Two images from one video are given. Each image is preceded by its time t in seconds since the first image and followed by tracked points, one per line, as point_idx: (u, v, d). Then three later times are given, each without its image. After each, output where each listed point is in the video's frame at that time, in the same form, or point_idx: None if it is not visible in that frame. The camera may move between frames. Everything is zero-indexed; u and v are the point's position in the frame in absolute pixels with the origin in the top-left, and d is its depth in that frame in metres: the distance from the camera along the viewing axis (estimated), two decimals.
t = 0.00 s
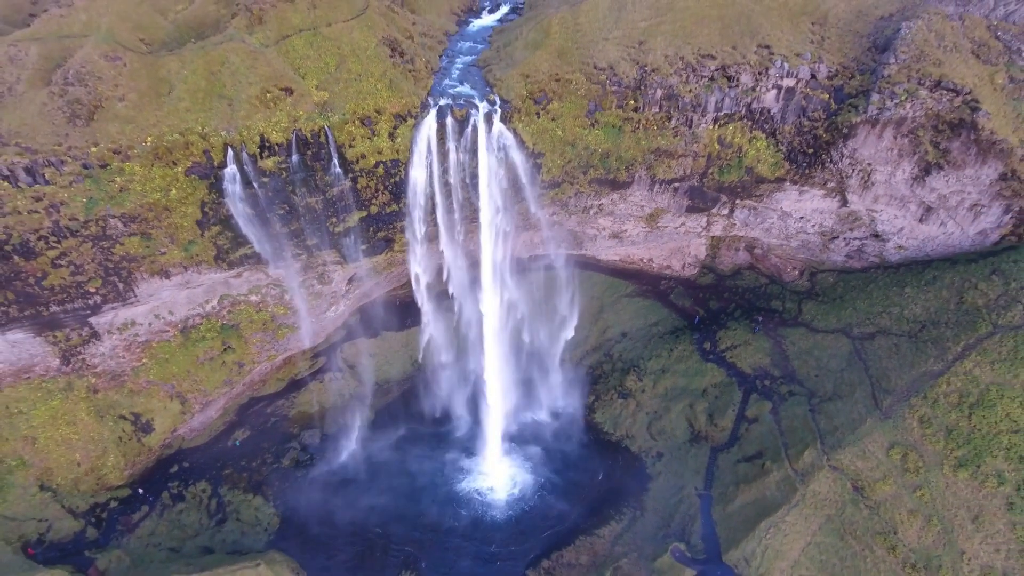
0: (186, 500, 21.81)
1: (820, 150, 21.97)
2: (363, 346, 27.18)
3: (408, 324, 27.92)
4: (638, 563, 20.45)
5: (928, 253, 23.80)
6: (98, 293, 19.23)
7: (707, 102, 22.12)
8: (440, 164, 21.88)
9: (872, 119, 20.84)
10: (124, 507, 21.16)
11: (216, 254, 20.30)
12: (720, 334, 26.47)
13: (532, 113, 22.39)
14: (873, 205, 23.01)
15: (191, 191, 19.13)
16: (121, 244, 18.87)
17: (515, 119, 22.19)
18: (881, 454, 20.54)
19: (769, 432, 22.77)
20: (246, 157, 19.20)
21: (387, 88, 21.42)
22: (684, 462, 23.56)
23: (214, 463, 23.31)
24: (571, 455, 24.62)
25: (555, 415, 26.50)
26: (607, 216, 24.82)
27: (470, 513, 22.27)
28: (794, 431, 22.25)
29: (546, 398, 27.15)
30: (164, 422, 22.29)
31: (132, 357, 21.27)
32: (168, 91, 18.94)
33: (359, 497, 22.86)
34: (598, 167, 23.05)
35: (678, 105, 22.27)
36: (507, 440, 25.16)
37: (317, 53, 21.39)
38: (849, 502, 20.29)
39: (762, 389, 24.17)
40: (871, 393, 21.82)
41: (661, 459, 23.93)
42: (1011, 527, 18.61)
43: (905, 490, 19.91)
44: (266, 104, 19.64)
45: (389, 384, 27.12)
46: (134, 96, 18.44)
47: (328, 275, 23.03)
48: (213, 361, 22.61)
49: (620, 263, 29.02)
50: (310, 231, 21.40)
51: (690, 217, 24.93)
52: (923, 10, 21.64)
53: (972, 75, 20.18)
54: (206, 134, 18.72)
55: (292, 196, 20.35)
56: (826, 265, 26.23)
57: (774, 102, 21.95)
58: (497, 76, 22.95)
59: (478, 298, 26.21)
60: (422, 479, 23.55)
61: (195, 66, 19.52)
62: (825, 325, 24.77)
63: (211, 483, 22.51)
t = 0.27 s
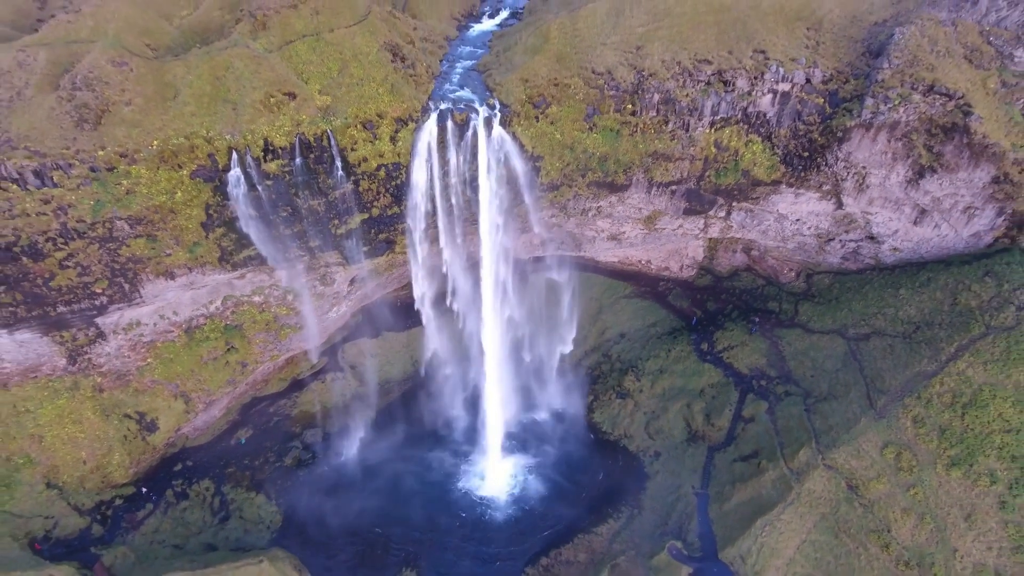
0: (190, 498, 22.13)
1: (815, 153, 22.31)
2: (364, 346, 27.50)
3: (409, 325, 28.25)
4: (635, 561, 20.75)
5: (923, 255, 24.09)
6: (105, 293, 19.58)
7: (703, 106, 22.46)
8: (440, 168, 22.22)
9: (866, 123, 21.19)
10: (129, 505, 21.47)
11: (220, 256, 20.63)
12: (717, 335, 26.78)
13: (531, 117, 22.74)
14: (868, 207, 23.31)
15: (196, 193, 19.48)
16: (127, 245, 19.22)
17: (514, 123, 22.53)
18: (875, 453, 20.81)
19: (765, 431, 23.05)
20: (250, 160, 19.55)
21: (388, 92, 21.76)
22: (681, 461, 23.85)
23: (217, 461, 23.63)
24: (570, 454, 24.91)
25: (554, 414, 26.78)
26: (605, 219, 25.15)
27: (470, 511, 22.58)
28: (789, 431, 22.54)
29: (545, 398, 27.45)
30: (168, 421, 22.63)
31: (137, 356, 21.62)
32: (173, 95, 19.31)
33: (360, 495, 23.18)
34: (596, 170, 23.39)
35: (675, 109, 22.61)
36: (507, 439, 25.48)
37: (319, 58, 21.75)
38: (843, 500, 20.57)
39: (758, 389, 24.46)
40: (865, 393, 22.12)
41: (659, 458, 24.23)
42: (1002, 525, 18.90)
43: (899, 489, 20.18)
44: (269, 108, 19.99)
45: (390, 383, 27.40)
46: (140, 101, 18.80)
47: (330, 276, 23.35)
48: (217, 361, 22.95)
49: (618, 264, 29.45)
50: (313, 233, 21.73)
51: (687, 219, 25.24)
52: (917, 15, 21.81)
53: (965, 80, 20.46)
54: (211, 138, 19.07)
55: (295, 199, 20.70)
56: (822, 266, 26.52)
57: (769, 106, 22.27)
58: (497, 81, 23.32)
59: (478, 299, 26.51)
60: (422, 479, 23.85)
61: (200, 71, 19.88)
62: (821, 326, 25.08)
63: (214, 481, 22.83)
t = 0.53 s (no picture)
0: (194, 496, 22.45)
1: (810, 157, 22.62)
2: (365, 347, 27.81)
3: (409, 325, 28.56)
4: (633, 559, 21.02)
5: (918, 257, 24.35)
6: (111, 294, 19.91)
7: (700, 110, 22.79)
8: (441, 171, 22.55)
9: (860, 127, 21.53)
10: (134, 502, 21.79)
11: (224, 257, 20.96)
12: (714, 336, 27.08)
13: (531, 120, 23.07)
14: (863, 210, 23.60)
15: (201, 196, 19.83)
16: (134, 247, 19.56)
17: (514, 127, 22.86)
18: (869, 453, 21.09)
19: (761, 431, 23.33)
20: (254, 163, 19.90)
21: (390, 97, 22.10)
22: (679, 461, 24.13)
23: (220, 460, 23.93)
24: (569, 454, 25.22)
25: (554, 414, 27.09)
26: (604, 221, 25.47)
27: (470, 510, 22.88)
28: (785, 431, 22.82)
29: (545, 398, 27.75)
30: (173, 419, 22.96)
31: (142, 356, 21.98)
32: (179, 100, 19.67)
33: (361, 494, 23.51)
34: (595, 173, 23.72)
35: (672, 113, 22.95)
36: (507, 439, 25.79)
37: (323, 63, 22.10)
38: (838, 499, 20.84)
39: (755, 389, 24.74)
40: (860, 393, 22.40)
41: (657, 458, 24.52)
42: (995, 524, 19.17)
43: (893, 488, 20.45)
44: (273, 112, 20.33)
45: (391, 383, 27.75)
46: (147, 105, 19.16)
47: (332, 278, 23.67)
48: (221, 361, 23.27)
49: (617, 266, 29.68)
50: (315, 235, 22.07)
51: (685, 221, 25.53)
52: (911, 21, 22.25)
53: (958, 85, 20.79)
54: (216, 142, 19.43)
55: (298, 202, 21.06)
56: (818, 268, 26.78)
57: (765, 110, 22.62)
58: (497, 86, 23.66)
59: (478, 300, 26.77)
60: (423, 478, 24.14)
61: (205, 75, 20.25)
62: (817, 327, 25.36)
63: (218, 479, 23.14)
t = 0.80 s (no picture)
0: (197, 494, 22.73)
1: (807, 160, 22.89)
2: (367, 347, 28.07)
3: (410, 326, 28.79)
4: (631, 557, 21.30)
5: (914, 259, 24.57)
6: (116, 294, 20.20)
7: (698, 114, 23.06)
8: (442, 174, 22.84)
9: (856, 131, 21.79)
10: (138, 500, 22.06)
11: (228, 258, 21.24)
12: (712, 337, 27.33)
13: (530, 124, 23.35)
14: (859, 213, 23.85)
15: (205, 198, 20.12)
16: (139, 248, 19.85)
17: (514, 130, 23.13)
18: (864, 453, 21.33)
19: (758, 431, 23.57)
20: (257, 165, 20.21)
21: (391, 100, 22.37)
22: (676, 461, 24.38)
23: (223, 458, 24.19)
24: (568, 454, 25.45)
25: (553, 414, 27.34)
26: (603, 223, 25.73)
27: (469, 509, 23.12)
28: (782, 431, 23.07)
29: (544, 398, 28.02)
30: (176, 419, 23.24)
31: (147, 356, 22.27)
32: (184, 103, 19.98)
33: (362, 492, 23.79)
34: (594, 176, 24.00)
35: (670, 117, 23.22)
36: (506, 439, 26.03)
37: (325, 67, 22.39)
38: (833, 498, 21.09)
39: (752, 390, 24.99)
40: (856, 394, 22.64)
41: (655, 457, 24.78)
42: (989, 523, 19.33)
43: (888, 487, 20.69)
44: (276, 115, 20.61)
45: (392, 383, 28.04)
46: (152, 109, 19.46)
47: (334, 279, 23.94)
48: (224, 361, 23.54)
49: (616, 267, 29.79)
50: (318, 237, 22.35)
51: (683, 224, 25.78)
52: (906, 26, 22.49)
53: (952, 89, 21.04)
54: (220, 145, 19.74)
55: (300, 204, 21.35)
56: (815, 270, 27.02)
57: (762, 114, 22.91)
58: (497, 89, 23.95)
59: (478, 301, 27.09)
60: (423, 477, 24.41)
61: (209, 79, 20.55)
62: (814, 328, 25.61)
63: (220, 478, 23.40)
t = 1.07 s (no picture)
0: (200, 492, 23.03)
1: (802, 163, 23.20)
2: (368, 347, 28.37)
3: (411, 326, 29.08)
4: (629, 555, 21.61)
5: (909, 261, 24.84)
6: (122, 295, 20.54)
7: (695, 118, 23.39)
8: (442, 176, 23.17)
9: (850, 134, 22.11)
10: (142, 498, 22.36)
11: (231, 259, 21.57)
12: (710, 338, 27.62)
13: (529, 127, 23.70)
14: (855, 215, 24.15)
15: (209, 200, 20.46)
16: (144, 250, 20.19)
17: (514, 133, 23.47)
18: (859, 452, 21.61)
19: (754, 431, 23.85)
20: (261, 168, 20.57)
21: (393, 104, 22.71)
22: (674, 460, 24.64)
23: (226, 457, 24.47)
24: (567, 454, 25.70)
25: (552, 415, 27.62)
26: (601, 225, 26.04)
27: (469, 508, 23.39)
28: (778, 431, 23.35)
29: (543, 398, 28.31)
30: (180, 418, 23.56)
31: (151, 356, 22.61)
32: (189, 108, 20.36)
33: (363, 491, 24.08)
34: (592, 179, 24.31)
35: (667, 121, 23.57)
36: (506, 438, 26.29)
37: (328, 72, 22.76)
38: (828, 497, 21.37)
39: (749, 390, 25.27)
40: (851, 394, 22.92)
41: (653, 457, 25.05)
42: (981, 522, 19.58)
43: (882, 486, 20.95)
44: (280, 119, 20.96)
45: (393, 383, 28.29)
46: (158, 113, 19.85)
47: (336, 280, 24.25)
48: (227, 361, 23.86)
49: (615, 268, 30.14)
50: (320, 238, 22.68)
51: (680, 226, 26.07)
52: (899, 31, 22.84)
53: (945, 94, 21.36)
54: (224, 148, 20.10)
55: (303, 206, 21.70)
56: (812, 272, 27.31)
57: (758, 118, 23.21)
58: (496, 94, 24.32)
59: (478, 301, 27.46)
60: (423, 475, 24.70)
61: (214, 84, 20.93)
62: (810, 329, 25.90)
63: (223, 477, 23.69)
